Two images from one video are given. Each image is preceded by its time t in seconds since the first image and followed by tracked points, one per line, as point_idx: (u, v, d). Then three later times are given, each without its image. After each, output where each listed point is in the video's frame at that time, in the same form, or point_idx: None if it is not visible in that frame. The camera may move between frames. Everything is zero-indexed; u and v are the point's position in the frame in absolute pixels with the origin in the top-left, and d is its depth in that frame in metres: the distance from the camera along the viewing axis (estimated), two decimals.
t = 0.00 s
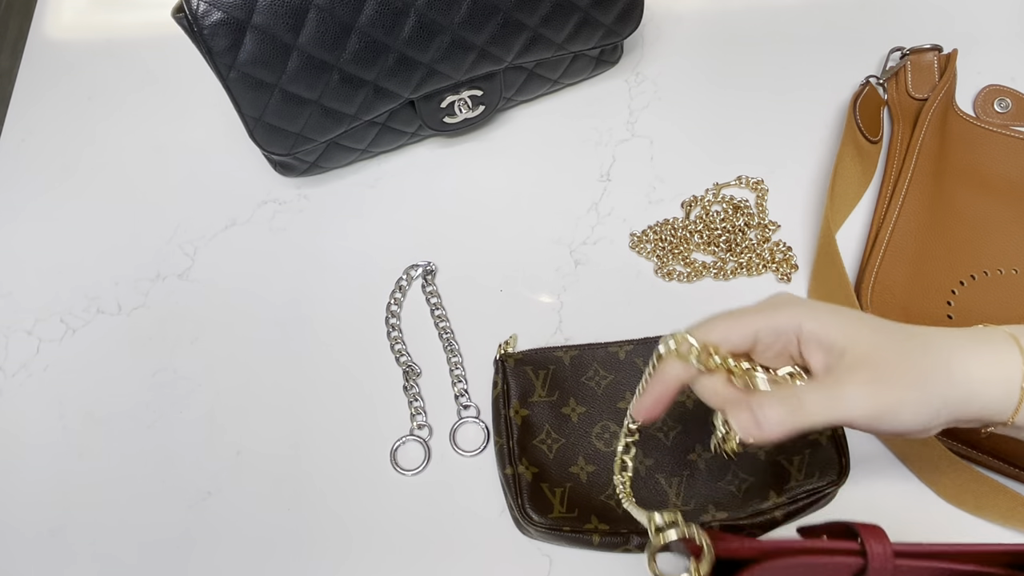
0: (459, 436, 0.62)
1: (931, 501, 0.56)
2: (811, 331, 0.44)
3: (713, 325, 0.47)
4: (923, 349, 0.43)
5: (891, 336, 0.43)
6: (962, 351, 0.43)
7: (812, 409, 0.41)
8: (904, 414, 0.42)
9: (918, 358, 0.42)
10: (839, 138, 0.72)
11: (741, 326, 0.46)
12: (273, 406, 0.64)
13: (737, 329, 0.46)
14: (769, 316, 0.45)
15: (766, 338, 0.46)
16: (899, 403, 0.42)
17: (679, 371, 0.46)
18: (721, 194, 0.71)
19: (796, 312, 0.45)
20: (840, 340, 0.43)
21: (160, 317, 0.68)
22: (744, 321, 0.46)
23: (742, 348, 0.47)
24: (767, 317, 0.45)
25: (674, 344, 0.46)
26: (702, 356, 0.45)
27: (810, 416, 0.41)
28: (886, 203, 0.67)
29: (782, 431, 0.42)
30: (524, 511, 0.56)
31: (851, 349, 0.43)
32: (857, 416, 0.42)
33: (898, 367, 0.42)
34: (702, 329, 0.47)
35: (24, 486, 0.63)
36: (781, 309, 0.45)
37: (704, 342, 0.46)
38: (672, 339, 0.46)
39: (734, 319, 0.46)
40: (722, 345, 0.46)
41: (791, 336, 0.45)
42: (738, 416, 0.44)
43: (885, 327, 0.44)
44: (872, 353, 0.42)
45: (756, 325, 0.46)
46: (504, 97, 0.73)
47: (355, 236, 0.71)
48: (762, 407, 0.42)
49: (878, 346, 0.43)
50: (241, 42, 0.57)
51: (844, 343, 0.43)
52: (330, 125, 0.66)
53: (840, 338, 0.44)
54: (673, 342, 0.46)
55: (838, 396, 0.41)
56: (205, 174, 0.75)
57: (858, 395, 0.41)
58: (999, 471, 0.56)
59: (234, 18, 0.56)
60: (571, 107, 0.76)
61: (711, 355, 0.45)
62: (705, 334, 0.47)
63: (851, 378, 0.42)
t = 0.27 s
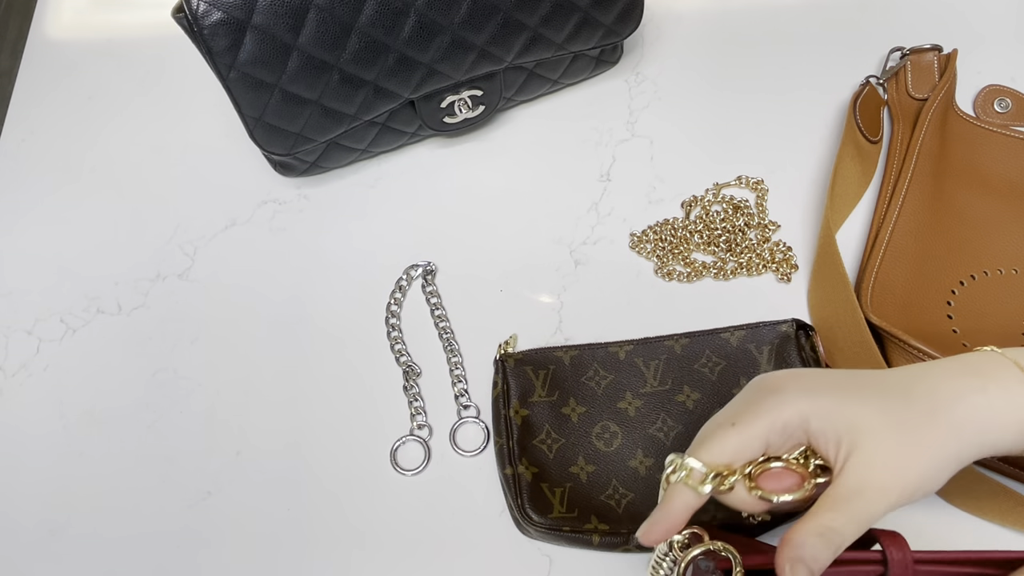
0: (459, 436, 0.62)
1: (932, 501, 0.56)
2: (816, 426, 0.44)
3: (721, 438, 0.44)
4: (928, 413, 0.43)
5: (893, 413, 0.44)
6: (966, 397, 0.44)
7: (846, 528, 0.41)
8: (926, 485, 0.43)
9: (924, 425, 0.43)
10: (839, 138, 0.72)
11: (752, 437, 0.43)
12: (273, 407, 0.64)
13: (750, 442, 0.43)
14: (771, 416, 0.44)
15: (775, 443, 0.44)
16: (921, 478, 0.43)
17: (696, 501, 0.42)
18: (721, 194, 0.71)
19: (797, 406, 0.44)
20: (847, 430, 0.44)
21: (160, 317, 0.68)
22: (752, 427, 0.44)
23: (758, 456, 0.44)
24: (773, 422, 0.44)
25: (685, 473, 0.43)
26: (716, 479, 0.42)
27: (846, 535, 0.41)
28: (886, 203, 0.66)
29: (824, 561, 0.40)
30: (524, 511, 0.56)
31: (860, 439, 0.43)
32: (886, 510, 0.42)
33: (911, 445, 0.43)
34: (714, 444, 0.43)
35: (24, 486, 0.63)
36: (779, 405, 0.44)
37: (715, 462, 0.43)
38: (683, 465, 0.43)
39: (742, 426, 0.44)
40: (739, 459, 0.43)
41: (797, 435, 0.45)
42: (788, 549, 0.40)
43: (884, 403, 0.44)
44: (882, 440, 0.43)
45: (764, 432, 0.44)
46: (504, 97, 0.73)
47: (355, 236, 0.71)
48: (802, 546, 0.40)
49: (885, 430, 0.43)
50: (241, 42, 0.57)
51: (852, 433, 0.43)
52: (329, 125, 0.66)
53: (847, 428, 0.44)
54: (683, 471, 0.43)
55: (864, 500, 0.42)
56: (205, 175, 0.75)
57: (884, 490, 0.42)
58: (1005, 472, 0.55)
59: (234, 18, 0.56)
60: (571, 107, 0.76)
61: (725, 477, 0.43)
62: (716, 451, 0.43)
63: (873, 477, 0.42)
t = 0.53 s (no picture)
0: (459, 435, 0.62)
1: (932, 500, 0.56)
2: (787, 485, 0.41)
3: (690, 501, 0.42)
4: (905, 451, 0.40)
5: (869, 458, 0.40)
6: (941, 427, 0.40)
7: None
8: (906, 525, 0.40)
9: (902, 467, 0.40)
10: (839, 138, 0.72)
11: (719, 499, 0.41)
12: (273, 407, 0.64)
13: (718, 504, 0.41)
14: (738, 479, 0.41)
15: (748, 502, 0.42)
16: (899, 520, 0.40)
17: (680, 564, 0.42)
18: (721, 194, 0.71)
19: (764, 464, 0.42)
20: (819, 484, 0.41)
21: (160, 317, 0.68)
22: (718, 489, 0.41)
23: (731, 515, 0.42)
24: (741, 483, 0.41)
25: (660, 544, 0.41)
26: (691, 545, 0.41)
27: None
28: (885, 203, 0.66)
29: None
30: (523, 511, 0.56)
31: (834, 491, 0.40)
32: (862, 560, 0.40)
33: (887, 490, 0.40)
34: (681, 506, 0.42)
35: (24, 486, 0.63)
36: (748, 467, 0.42)
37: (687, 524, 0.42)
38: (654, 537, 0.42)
39: (710, 488, 0.42)
40: (711, 520, 0.42)
41: (770, 494, 0.42)
42: None
43: (858, 446, 0.41)
44: (856, 490, 0.40)
45: (732, 493, 0.41)
46: (504, 97, 0.73)
47: (355, 236, 0.71)
48: None
49: (860, 478, 0.40)
50: (241, 42, 0.57)
51: (824, 487, 0.41)
52: (330, 125, 0.66)
53: (819, 483, 0.41)
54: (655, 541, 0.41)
55: (837, 554, 0.39)
56: (205, 175, 0.75)
57: (859, 542, 0.39)
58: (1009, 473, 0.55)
59: (234, 18, 0.56)
60: (571, 107, 0.76)
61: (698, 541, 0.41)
62: (685, 514, 0.42)
63: (846, 529, 0.39)
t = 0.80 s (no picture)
0: (459, 436, 0.62)
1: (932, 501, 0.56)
2: (825, 482, 0.38)
3: (721, 491, 0.38)
4: (936, 458, 0.39)
5: (904, 460, 0.39)
6: (971, 437, 0.40)
7: None
8: (927, 531, 0.40)
9: (933, 473, 0.39)
10: (839, 138, 0.72)
11: (754, 493, 0.38)
12: (273, 407, 0.64)
13: (752, 496, 0.38)
14: (777, 472, 0.38)
15: (779, 496, 0.39)
16: (922, 526, 0.39)
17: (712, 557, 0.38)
18: (721, 194, 0.71)
19: (805, 460, 0.38)
20: (856, 485, 0.39)
21: (160, 317, 0.68)
22: (755, 482, 0.38)
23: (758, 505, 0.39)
24: (779, 477, 0.38)
25: (692, 537, 0.38)
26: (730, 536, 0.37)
27: None
28: (885, 203, 0.66)
29: None
30: (523, 511, 0.56)
31: (868, 493, 0.38)
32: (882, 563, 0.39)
33: (918, 495, 0.39)
34: (712, 495, 0.38)
35: (25, 486, 0.63)
36: (787, 460, 0.38)
37: (718, 513, 0.38)
38: (688, 530, 0.37)
39: (746, 480, 0.38)
40: (742, 511, 0.38)
41: (805, 490, 0.39)
42: None
43: (894, 448, 0.39)
44: (891, 493, 0.38)
45: (767, 485, 0.38)
46: (504, 97, 0.73)
47: (355, 236, 0.71)
48: None
49: (894, 482, 0.39)
50: (241, 42, 0.57)
51: (861, 487, 0.38)
52: (329, 125, 0.66)
53: (856, 482, 0.38)
54: (687, 533, 0.38)
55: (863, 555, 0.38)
56: (204, 175, 0.75)
57: (885, 544, 0.38)
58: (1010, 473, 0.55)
59: (234, 18, 0.56)
60: (571, 107, 0.76)
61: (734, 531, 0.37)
62: (717, 503, 0.38)
63: (876, 532, 0.38)
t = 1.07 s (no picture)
0: (459, 435, 0.62)
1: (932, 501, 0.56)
2: (841, 465, 0.39)
3: (739, 471, 0.39)
4: (951, 447, 0.40)
5: (920, 447, 0.39)
6: (986, 429, 0.40)
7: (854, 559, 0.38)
8: (943, 519, 0.40)
9: (947, 462, 0.39)
10: (839, 138, 0.72)
11: (771, 472, 0.38)
12: (274, 407, 0.64)
13: (769, 476, 0.39)
14: (794, 454, 0.39)
15: (796, 479, 0.39)
16: (937, 514, 0.39)
17: (728, 533, 0.39)
18: (721, 194, 0.71)
19: (823, 442, 0.39)
20: (874, 469, 0.39)
21: (160, 317, 0.68)
22: (773, 462, 0.39)
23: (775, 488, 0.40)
24: (796, 458, 0.39)
25: (708, 511, 0.39)
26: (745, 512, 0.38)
27: (850, 563, 0.38)
28: (885, 203, 0.66)
29: None
30: (523, 511, 0.56)
31: (885, 477, 0.39)
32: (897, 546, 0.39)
33: (933, 482, 0.39)
34: (730, 473, 0.39)
35: (25, 486, 0.63)
36: (804, 443, 0.39)
37: (735, 491, 0.39)
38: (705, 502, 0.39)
39: (763, 460, 0.39)
40: (759, 491, 0.39)
41: (821, 474, 0.39)
42: None
43: (910, 436, 0.40)
44: (907, 478, 0.39)
45: (784, 464, 0.39)
46: (504, 97, 0.73)
47: (355, 236, 0.71)
48: None
49: (911, 467, 0.39)
50: (241, 42, 0.57)
51: (877, 471, 0.39)
52: (329, 125, 0.66)
53: (873, 466, 0.39)
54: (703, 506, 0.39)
55: (880, 538, 0.38)
56: (205, 175, 0.75)
57: (900, 529, 0.38)
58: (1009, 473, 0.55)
59: (234, 18, 0.56)
60: (571, 107, 0.76)
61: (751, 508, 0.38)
62: (734, 481, 0.39)
63: (892, 515, 0.38)
